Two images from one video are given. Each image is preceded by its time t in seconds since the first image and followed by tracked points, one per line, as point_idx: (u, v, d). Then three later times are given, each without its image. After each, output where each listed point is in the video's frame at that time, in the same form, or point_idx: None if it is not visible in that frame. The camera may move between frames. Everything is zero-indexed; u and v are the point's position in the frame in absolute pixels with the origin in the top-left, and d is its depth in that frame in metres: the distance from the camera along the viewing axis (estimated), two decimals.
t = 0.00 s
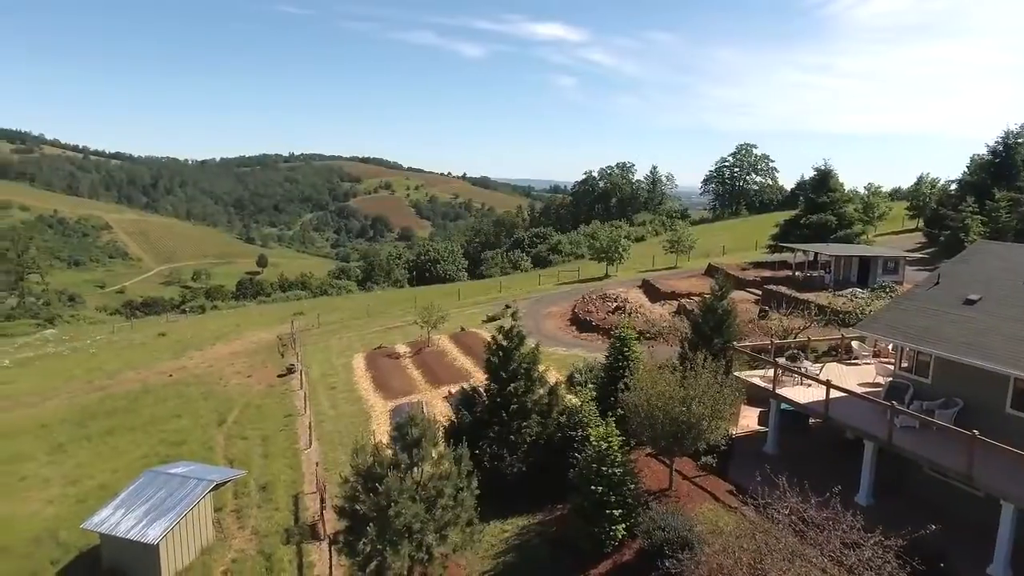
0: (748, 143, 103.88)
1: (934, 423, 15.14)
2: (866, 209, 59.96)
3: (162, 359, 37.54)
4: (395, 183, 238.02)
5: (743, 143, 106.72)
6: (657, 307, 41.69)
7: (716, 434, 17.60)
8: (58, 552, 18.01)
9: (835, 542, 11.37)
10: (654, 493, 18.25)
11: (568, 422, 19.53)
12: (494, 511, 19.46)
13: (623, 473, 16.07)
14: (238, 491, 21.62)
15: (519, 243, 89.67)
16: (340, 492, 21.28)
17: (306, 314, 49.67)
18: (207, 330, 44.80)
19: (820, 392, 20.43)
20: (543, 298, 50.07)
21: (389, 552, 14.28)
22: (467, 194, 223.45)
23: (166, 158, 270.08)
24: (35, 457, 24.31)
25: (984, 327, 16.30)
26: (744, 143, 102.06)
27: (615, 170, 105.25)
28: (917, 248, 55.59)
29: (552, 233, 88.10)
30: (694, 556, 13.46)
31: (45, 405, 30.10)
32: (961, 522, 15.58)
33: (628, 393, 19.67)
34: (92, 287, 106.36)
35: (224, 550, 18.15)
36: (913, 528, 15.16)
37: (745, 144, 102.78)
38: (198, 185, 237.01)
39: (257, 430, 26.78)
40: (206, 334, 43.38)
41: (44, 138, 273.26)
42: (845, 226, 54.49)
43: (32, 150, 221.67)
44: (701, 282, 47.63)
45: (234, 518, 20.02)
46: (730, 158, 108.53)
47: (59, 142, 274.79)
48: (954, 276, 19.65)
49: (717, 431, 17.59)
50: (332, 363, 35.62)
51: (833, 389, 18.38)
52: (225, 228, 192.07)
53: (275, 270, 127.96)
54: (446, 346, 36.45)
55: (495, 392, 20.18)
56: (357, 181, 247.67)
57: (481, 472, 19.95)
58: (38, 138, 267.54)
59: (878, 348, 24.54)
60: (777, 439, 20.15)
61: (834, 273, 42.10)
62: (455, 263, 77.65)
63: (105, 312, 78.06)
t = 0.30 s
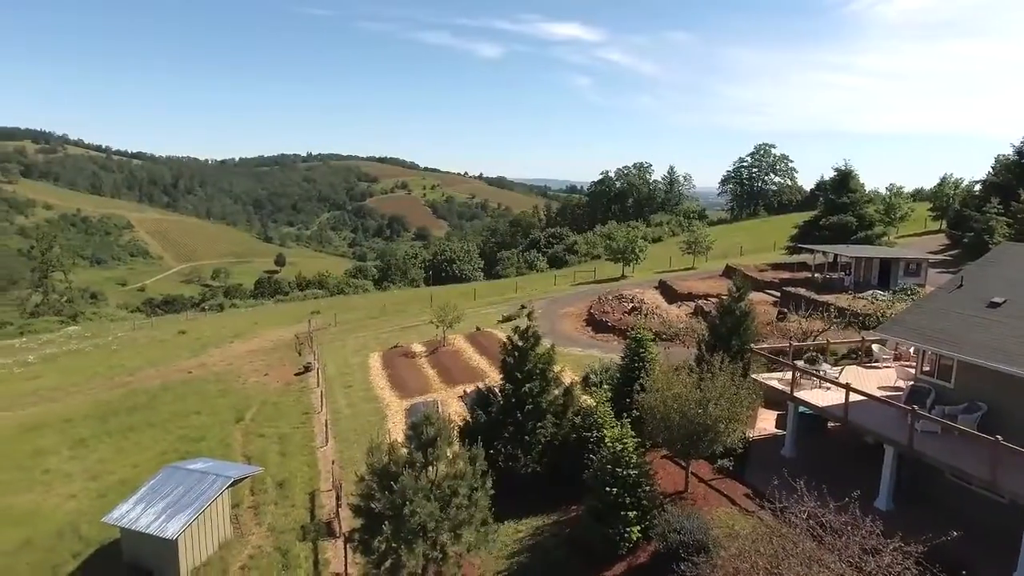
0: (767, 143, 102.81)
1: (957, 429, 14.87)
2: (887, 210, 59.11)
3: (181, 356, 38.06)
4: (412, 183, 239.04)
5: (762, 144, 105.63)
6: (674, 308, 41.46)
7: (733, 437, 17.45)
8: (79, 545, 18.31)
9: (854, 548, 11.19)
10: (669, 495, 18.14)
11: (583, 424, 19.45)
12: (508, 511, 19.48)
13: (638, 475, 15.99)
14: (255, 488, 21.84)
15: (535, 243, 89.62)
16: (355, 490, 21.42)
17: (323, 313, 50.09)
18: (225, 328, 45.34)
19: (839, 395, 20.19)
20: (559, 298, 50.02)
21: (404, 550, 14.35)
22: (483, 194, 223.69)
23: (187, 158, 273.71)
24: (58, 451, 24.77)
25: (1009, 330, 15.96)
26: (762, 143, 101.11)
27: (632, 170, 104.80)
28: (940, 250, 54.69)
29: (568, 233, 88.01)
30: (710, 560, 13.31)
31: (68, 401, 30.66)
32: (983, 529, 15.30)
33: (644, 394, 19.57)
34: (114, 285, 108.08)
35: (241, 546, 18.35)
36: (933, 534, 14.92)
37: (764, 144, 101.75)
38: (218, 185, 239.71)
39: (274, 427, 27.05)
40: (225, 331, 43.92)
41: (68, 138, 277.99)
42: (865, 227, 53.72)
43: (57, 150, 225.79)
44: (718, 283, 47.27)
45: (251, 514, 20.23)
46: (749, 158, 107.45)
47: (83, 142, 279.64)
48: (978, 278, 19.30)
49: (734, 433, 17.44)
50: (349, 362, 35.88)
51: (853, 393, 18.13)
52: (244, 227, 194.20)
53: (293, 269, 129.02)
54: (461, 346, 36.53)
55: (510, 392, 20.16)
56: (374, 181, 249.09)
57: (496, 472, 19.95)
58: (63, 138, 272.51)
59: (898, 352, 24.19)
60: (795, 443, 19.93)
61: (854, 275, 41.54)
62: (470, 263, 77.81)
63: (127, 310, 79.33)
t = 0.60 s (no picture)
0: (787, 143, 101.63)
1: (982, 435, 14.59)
2: (910, 211, 58.20)
3: (201, 353, 38.56)
4: (430, 183, 239.87)
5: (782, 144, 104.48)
6: (692, 310, 41.18)
7: (750, 440, 17.29)
8: (100, 539, 18.59)
9: (873, 554, 11.01)
10: (686, 498, 18.02)
11: (599, 425, 19.41)
12: (523, 512, 19.48)
13: (654, 477, 15.91)
14: (272, 484, 22.05)
15: (552, 243, 89.53)
16: (371, 488, 21.55)
17: (341, 312, 50.45)
18: (244, 326, 45.85)
19: (859, 399, 19.93)
20: (576, 299, 49.92)
21: (419, 549, 14.39)
22: (500, 194, 223.79)
23: (208, 158, 277.15)
24: (80, 446, 25.20)
25: None
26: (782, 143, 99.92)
27: (649, 171, 104.25)
28: (964, 251, 53.73)
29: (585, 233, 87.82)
30: (726, 564, 13.19)
31: (91, 396, 31.19)
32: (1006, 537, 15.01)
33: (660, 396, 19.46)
34: (136, 283, 109.70)
35: (258, 543, 18.53)
36: (956, 542, 14.65)
37: (785, 144, 100.58)
38: (238, 185, 242.40)
39: (292, 425, 27.31)
40: (244, 330, 44.45)
41: (92, 138, 282.68)
42: (888, 229, 52.90)
43: (81, 150, 229.76)
44: (737, 284, 46.87)
45: (269, 510, 20.43)
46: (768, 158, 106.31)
47: (107, 142, 284.29)
48: (1004, 281, 18.92)
49: (751, 436, 17.28)
50: (366, 361, 36.12)
51: (874, 397, 17.88)
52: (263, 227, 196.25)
53: (311, 268, 130.04)
54: (477, 346, 36.61)
55: (526, 393, 20.14)
56: (392, 181, 250.38)
57: (511, 473, 19.95)
58: (87, 138, 277.34)
59: (920, 356, 23.79)
60: (814, 447, 19.69)
61: (875, 277, 40.95)
62: (487, 263, 77.90)
63: (148, 307, 80.49)
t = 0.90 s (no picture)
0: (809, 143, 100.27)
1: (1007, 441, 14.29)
2: (935, 212, 57.22)
3: (221, 351, 39.01)
4: (447, 183, 240.55)
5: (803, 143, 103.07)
6: (710, 311, 40.85)
7: (769, 444, 17.11)
8: (121, 533, 18.89)
9: (893, 560, 10.85)
10: (702, 501, 17.86)
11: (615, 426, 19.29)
12: (538, 512, 19.45)
13: (670, 480, 15.81)
14: (289, 482, 22.27)
15: (569, 243, 89.36)
16: (386, 487, 21.65)
17: (358, 311, 50.78)
18: (263, 324, 46.31)
19: (879, 403, 19.62)
20: (592, 300, 49.75)
21: (434, 549, 14.43)
22: (517, 194, 223.74)
23: (228, 159, 280.35)
24: (103, 441, 25.64)
25: None
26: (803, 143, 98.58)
27: (668, 171, 103.56)
28: (990, 253, 52.71)
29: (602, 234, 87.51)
30: (743, 569, 13.07)
31: (113, 392, 31.72)
32: None
33: (677, 398, 19.30)
34: (157, 281, 111.23)
35: (276, 539, 18.70)
36: (978, 550, 14.38)
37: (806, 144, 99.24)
38: (258, 185, 244.95)
39: (309, 423, 27.51)
40: (262, 328, 44.90)
41: (116, 138, 287.38)
42: (911, 230, 52.06)
43: (106, 150, 233.62)
44: (756, 286, 46.42)
45: (286, 507, 20.61)
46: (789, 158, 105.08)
47: (130, 142, 288.65)
48: None
49: (769, 440, 17.10)
50: (382, 360, 36.32)
51: (895, 401, 17.60)
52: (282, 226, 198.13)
53: (329, 267, 131.01)
54: (494, 346, 36.63)
55: (542, 393, 20.09)
56: (410, 181, 251.49)
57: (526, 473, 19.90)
58: (111, 138, 281.98)
59: (944, 360, 23.34)
60: (834, 451, 19.40)
61: (898, 280, 40.24)
62: (504, 263, 77.93)
63: (169, 305, 81.64)
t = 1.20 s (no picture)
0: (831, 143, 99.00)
1: None
2: (960, 213, 56.21)
3: (240, 349, 39.47)
4: (465, 184, 241.15)
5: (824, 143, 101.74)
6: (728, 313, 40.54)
7: (787, 448, 16.92)
8: (142, 527, 19.18)
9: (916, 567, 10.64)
10: (719, 504, 17.72)
11: (631, 428, 19.19)
12: (553, 513, 19.44)
13: (688, 482, 15.68)
14: (307, 479, 22.47)
15: (586, 244, 89.15)
16: (402, 486, 21.74)
17: (375, 311, 51.11)
18: (282, 323, 46.77)
19: (901, 407, 19.32)
20: (609, 301, 49.58)
21: (449, 547, 14.48)
22: (535, 194, 223.67)
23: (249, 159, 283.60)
24: (125, 437, 26.07)
25: None
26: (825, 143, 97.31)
27: (686, 171, 102.88)
28: (1017, 256, 51.68)
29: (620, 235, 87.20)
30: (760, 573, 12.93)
31: (135, 389, 32.22)
32: None
33: (694, 400, 19.17)
34: (179, 280, 112.84)
35: (293, 536, 18.86)
36: (1003, 558, 14.09)
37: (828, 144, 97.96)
38: (278, 185, 247.44)
39: (326, 421, 27.72)
40: (281, 327, 45.36)
41: (139, 138, 291.91)
42: (936, 232, 51.03)
43: (129, 150, 237.37)
44: (775, 287, 45.99)
45: (303, 505, 20.79)
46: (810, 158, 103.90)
47: (153, 143, 293.09)
48: None
49: (788, 444, 16.91)
50: (399, 359, 36.53)
51: (917, 405, 17.33)
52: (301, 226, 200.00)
53: (347, 267, 131.95)
54: (510, 346, 36.65)
55: (558, 394, 20.07)
56: (428, 181, 252.55)
57: (542, 473, 19.87)
58: (135, 138, 286.57)
59: (968, 364, 22.92)
60: (853, 456, 19.13)
61: (921, 282, 39.57)
62: (521, 263, 77.95)
63: (190, 304, 82.75)
